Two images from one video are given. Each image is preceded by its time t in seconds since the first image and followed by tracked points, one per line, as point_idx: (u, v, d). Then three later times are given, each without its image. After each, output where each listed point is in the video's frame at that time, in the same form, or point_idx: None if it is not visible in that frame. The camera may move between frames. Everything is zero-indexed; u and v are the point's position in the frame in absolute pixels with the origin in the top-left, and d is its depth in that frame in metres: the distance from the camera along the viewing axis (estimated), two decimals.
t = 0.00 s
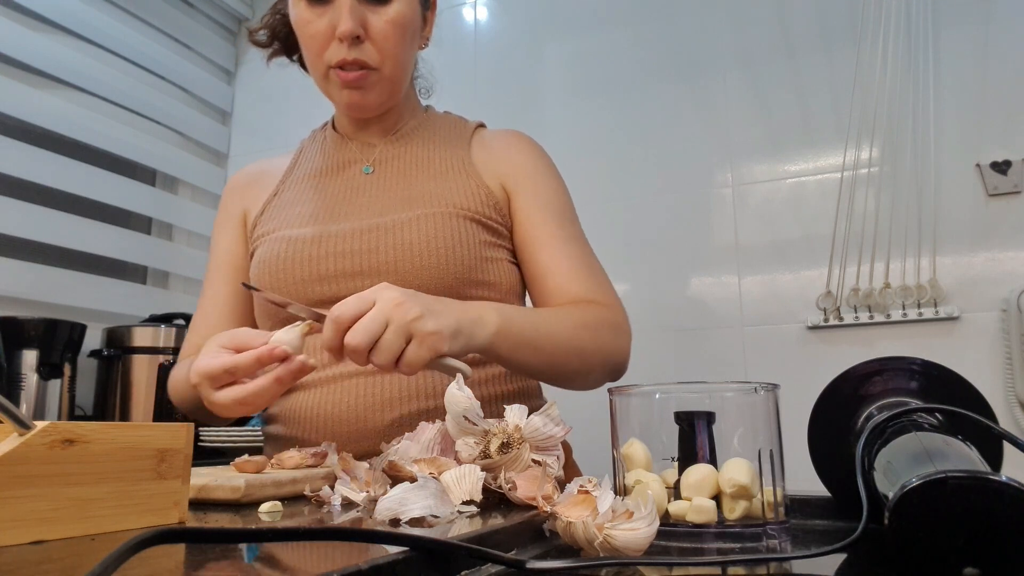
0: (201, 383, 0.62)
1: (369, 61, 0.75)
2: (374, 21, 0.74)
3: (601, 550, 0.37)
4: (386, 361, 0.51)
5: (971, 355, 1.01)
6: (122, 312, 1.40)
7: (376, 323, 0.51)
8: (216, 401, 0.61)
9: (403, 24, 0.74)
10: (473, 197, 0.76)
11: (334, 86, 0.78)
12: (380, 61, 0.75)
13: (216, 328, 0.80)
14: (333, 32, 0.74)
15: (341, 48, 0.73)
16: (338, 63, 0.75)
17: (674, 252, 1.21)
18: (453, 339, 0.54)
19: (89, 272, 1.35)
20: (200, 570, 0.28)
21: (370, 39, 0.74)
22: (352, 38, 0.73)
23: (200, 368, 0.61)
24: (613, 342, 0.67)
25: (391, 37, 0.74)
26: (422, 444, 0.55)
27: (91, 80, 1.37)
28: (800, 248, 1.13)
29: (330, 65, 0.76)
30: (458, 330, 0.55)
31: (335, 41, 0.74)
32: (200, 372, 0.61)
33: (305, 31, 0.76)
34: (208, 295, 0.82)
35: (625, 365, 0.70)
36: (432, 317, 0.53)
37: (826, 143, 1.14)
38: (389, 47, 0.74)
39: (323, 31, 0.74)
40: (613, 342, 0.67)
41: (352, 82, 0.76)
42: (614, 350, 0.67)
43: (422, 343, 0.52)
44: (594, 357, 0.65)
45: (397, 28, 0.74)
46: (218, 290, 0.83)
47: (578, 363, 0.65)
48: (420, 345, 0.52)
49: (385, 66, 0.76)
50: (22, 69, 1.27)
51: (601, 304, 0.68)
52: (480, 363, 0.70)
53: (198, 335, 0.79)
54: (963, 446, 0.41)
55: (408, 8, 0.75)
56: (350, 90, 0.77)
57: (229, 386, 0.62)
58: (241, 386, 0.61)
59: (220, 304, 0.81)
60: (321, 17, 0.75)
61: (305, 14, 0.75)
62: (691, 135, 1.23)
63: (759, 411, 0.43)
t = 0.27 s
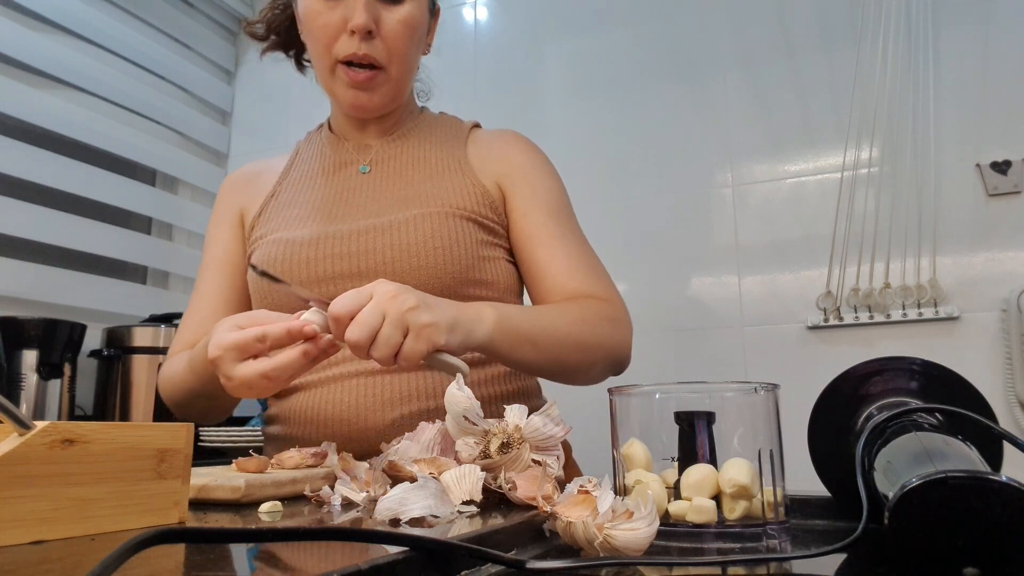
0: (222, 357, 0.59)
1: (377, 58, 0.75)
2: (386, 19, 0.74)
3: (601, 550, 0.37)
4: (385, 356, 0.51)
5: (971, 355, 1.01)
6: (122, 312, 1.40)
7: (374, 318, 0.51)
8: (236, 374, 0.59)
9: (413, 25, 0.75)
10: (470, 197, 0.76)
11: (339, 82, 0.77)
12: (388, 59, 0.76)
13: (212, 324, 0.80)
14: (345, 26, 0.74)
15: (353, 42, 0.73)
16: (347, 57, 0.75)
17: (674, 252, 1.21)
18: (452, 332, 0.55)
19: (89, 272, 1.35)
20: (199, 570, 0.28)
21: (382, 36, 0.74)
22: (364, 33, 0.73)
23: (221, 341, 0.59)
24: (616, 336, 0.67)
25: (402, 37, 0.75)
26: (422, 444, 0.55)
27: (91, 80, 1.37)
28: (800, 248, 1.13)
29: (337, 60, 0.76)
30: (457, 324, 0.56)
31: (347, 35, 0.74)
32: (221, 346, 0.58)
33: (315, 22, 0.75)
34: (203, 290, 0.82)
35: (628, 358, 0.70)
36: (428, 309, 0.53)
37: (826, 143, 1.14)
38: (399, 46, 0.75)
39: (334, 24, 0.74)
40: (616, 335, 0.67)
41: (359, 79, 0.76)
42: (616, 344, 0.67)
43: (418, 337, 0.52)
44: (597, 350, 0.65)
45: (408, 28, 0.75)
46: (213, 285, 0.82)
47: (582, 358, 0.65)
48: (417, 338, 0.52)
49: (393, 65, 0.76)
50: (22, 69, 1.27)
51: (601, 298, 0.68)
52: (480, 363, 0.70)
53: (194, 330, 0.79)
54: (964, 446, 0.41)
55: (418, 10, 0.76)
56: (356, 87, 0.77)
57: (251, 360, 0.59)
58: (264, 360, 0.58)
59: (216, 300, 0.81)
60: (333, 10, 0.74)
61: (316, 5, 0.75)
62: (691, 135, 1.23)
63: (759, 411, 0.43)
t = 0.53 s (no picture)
0: (223, 354, 0.58)
1: (371, 60, 0.75)
2: (380, 22, 0.74)
3: (601, 550, 0.37)
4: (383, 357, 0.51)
5: (971, 355, 1.01)
6: (122, 312, 1.40)
7: (372, 319, 0.51)
8: (236, 372, 0.58)
9: (406, 27, 0.75)
10: (463, 197, 0.76)
11: (332, 84, 0.77)
12: (381, 61, 0.76)
13: (203, 324, 0.79)
14: (338, 28, 0.74)
15: (346, 45, 0.73)
16: (340, 59, 0.75)
17: (674, 252, 1.21)
18: (451, 331, 0.55)
19: (89, 272, 1.35)
20: (199, 571, 0.28)
21: (376, 38, 0.74)
22: (359, 36, 0.73)
23: (224, 338, 0.58)
24: (615, 333, 0.67)
25: (396, 39, 0.75)
26: (422, 444, 0.55)
27: (91, 80, 1.37)
28: (800, 248, 1.13)
29: (330, 61, 0.75)
30: (456, 325, 0.56)
31: (340, 38, 0.74)
32: (225, 343, 0.58)
33: (308, 24, 0.75)
34: (195, 290, 0.81)
35: (627, 355, 0.70)
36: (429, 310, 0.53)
37: (826, 143, 1.14)
38: (393, 49, 0.75)
39: (327, 26, 0.74)
40: (615, 332, 0.67)
41: (354, 82, 0.76)
42: (615, 342, 0.67)
43: (416, 337, 0.52)
44: (596, 347, 0.65)
45: (401, 31, 0.75)
46: (205, 286, 0.82)
47: (581, 356, 0.65)
48: (415, 339, 0.52)
49: (387, 67, 0.76)
50: (22, 69, 1.27)
51: (598, 296, 0.68)
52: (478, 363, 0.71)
53: (185, 329, 0.78)
54: (963, 446, 0.41)
55: (411, 12, 0.76)
56: (349, 89, 0.77)
57: (252, 358, 0.58)
58: (266, 360, 0.57)
59: (208, 300, 0.81)
60: (327, 11, 0.74)
61: (308, 7, 0.74)
62: (691, 135, 1.23)
63: (759, 411, 0.43)
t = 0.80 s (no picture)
0: (225, 349, 0.58)
1: (369, 58, 0.75)
2: (377, 20, 0.74)
3: (601, 550, 0.37)
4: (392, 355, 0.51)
5: (971, 355, 1.01)
6: (122, 312, 1.40)
7: (377, 320, 0.51)
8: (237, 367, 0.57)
9: (403, 26, 0.75)
10: (461, 198, 0.76)
11: (330, 82, 0.77)
12: (379, 60, 0.76)
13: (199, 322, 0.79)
14: (335, 26, 0.74)
15: (342, 43, 0.73)
16: (338, 57, 0.75)
17: (674, 252, 1.21)
18: (456, 329, 0.55)
19: (89, 272, 1.35)
20: (199, 571, 0.28)
21: (372, 36, 0.74)
22: (356, 34, 0.73)
23: (226, 332, 0.57)
24: (616, 333, 0.67)
25: (393, 38, 0.75)
26: (422, 444, 0.55)
27: (91, 80, 1.37)
28: (800, 248, 1.13)
29: (327, 59, 0.75)
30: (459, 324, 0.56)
31: (336, 36, 0.74)
32: (226, 337, 0.57)
33: (305, 23, 0.75)
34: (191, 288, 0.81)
35: (629, 355, 0.70)
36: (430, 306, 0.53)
37: (826, 143, 1.14)
38: (390, 47, 0.75)
39: (324, 24, 0.74)
40: (615, 333, 0.67)
41: (351, 79, 0.76)
42: (616, 342, 0.67)
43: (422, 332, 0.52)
44: (597, 348, 0.65)
45: (398, 29, 0.75)
46: (202, 283, 0.82)
47: (583, 357, 0.65)
48: (422, 334, 0.52)
49: (384, 65, 0.76)
50: (22, 69, 1.27)
51: (597, 296, 0.68)
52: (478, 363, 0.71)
53: (181, 327, 0.78)
54: (963, 446, 0.41)
55: (409, 10, 0.76)
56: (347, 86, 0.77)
57: (254, 353, 0.57)
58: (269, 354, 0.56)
59: (204, 299, 0.81)
60: (324, 9, 0.74)
61: (305, 5, 0.75)
62: (691, 135, 1.23)
63: (759, 411, 0.43)
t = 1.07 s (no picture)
0: (241, 383, 0.56)
1: (376, 46, 0.76)
2: (388, 12, 0.75)
3: (601, 550, 0.37)
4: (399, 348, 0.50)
5: (971, 355, 1.01)
6: (122, 312, 1.40)
7: (381, 314, 0.51)
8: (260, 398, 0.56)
9: (412, 20, 0.76)
10: (461, 198, 0.76)
11: (334, 69, 0.77)
12: (386, 49, 0.76)
13: (200, 324, 0.79)
14: (344, 12, 0.74)
15: (352, 28, 0.74)
16: (345, 41, 0.75)
17: (674, 252, 1.21)
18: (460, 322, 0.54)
19: (89, 272, 1.35)
20: (199, 571, 0.28)
21: (381, 26, 0.74)
22: (366, 21, 0.73)
23: (239, 365, 0.56)
24: (618, 333, 0.67)
25: (402, 30, 0.75)
26: (422, 444, 0.55)
27: (91, 80, 1.37)
28: (800, 248, 1.13)
29: (334, 44, 0.75)
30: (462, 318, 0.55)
31: (346, 21, 0.74)
32: (239, 370, 0.56)
33: (313, 8, 0.75)
34: (191, 290, 0.81)
35: (631, 352, 0.70)
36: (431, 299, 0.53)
37: (826, 143, 1.14)
38: (398, 38, 0.76)
39: (333, 10, 0.74)
40: (617, 330, 0.67)
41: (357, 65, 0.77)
42: (619, 340, 0.67)
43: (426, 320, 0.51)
44: (600, 346, 0.65)
45: (408, 23, 0.76)
46: (202, 284, 0.82)
47: (587, 355, 0.65)
48: (425, 323, 0.51)
49: (391, 55, 0.77)
50: (22, 69, 1.27)
51: (599, 294, 0.68)
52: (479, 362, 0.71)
53: (182, 330, 0.79)
54: (963, 446, 0.41)
55: (418, 8, 0.77)
56: (352, 73, 0.77)
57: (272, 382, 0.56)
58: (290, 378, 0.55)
59: (205, 299, 0.81)
60: None
61: None
62: (691, 135, 1.23)
63: (759, 411, 0.44)
